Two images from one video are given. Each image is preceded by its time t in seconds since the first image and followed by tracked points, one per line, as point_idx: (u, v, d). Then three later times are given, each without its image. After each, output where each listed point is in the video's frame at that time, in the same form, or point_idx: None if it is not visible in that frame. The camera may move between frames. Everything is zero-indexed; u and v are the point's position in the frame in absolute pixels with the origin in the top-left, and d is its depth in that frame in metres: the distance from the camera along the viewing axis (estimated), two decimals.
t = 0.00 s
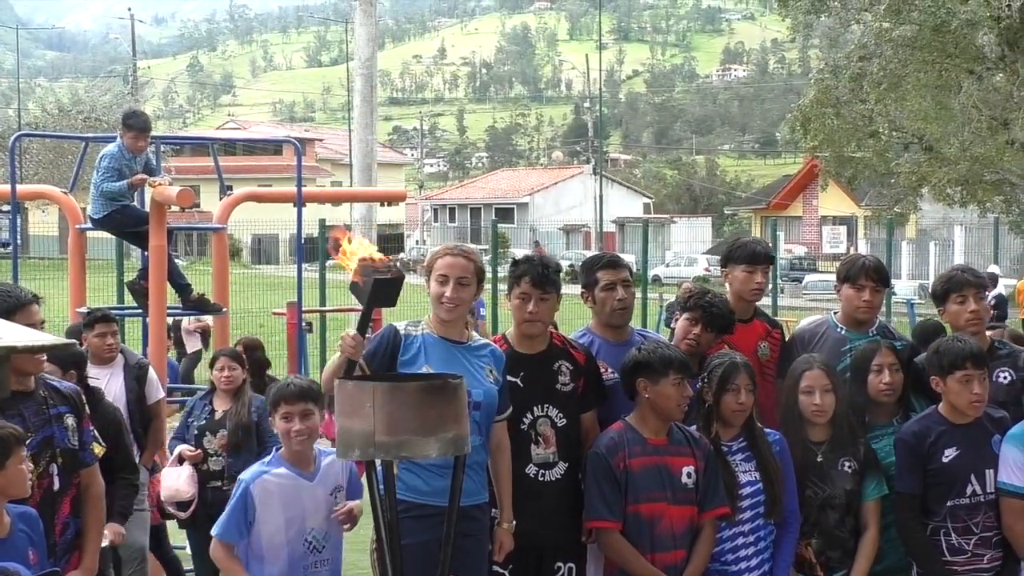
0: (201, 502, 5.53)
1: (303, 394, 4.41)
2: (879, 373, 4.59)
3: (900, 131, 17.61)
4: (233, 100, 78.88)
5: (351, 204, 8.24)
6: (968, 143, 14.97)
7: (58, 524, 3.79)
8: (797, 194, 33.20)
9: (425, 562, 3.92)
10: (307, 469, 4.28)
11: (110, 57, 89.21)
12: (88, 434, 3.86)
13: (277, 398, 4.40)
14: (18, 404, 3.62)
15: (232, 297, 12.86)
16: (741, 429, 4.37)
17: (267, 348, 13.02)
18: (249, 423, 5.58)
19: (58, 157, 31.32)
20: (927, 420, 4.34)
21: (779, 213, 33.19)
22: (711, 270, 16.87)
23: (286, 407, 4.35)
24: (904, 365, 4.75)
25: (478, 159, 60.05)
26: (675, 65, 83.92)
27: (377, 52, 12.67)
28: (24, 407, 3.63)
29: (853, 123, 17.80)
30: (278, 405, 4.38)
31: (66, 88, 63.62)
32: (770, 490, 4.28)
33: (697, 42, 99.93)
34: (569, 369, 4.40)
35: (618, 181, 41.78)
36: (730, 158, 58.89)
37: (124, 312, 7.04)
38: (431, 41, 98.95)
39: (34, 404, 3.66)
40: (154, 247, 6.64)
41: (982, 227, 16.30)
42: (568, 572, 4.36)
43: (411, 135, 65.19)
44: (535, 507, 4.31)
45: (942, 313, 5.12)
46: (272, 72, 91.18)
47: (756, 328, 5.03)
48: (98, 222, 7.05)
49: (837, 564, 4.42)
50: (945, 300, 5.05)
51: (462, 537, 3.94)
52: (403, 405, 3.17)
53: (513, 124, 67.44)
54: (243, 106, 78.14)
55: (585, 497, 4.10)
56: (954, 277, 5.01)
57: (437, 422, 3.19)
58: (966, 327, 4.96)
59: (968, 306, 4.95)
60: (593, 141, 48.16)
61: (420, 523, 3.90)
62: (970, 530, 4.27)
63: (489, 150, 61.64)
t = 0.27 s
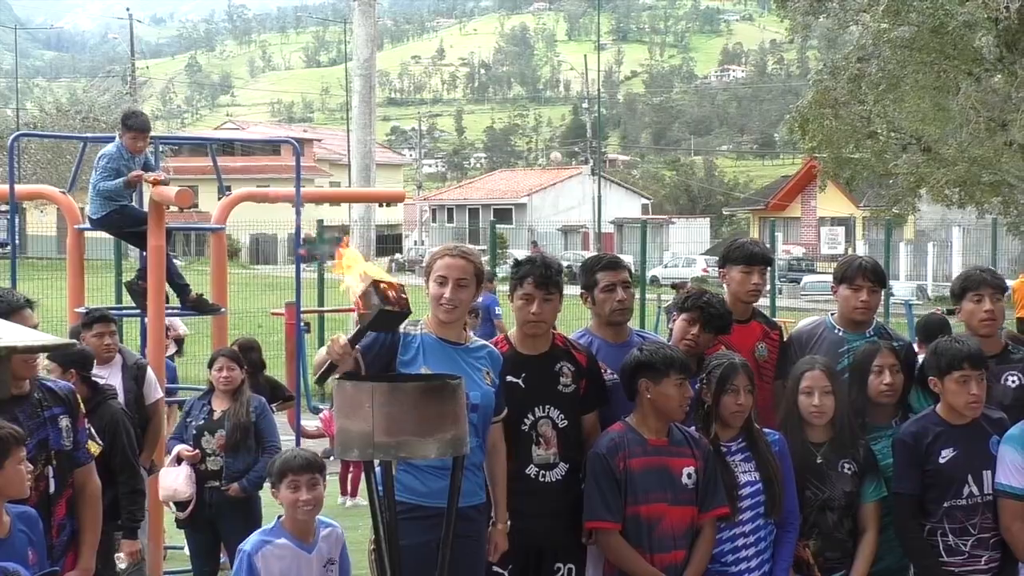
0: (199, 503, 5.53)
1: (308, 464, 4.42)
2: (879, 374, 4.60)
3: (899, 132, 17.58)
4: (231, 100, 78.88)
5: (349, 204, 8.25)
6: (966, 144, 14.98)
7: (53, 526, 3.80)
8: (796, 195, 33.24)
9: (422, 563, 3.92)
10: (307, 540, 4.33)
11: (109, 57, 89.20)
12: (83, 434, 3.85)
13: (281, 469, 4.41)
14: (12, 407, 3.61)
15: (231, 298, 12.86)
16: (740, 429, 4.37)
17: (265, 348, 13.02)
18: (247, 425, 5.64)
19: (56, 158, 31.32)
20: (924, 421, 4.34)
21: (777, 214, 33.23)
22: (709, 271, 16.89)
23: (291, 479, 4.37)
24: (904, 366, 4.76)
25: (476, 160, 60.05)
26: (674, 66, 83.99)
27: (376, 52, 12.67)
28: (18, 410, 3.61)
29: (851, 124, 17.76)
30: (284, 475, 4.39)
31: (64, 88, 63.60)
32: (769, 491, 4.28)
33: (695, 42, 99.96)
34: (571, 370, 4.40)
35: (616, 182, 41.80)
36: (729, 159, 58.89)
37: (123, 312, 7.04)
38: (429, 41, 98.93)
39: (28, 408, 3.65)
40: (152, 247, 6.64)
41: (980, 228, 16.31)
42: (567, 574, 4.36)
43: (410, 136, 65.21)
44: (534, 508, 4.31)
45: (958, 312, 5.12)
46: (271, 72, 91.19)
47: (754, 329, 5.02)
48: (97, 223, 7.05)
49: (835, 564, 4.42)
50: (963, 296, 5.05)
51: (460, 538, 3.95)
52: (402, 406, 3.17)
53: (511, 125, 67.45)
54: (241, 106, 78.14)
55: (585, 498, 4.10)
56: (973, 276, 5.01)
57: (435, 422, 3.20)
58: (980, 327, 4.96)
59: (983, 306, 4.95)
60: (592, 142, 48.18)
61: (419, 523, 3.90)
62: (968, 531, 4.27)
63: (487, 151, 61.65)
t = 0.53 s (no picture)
0: (198, 506, 5.54)
1: (302, 471, 4.32)
2: (878, 378, 4.62)
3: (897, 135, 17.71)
4: (230, 103, 78.91)
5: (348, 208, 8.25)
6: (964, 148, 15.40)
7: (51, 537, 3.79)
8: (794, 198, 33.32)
9: (421, 567, 3.92)
10: (301, 548, 4.16)
11: (108, 60, 89.23)
12: (83, 445, 3.84)
13: (276, 475, 4.29)
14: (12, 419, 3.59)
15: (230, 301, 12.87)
16: (741, 433, 4.38)
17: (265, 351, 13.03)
18: (246, 428, 5.62)
19: (54, 160, 31.29)
20: (921, 424, 4.35)
21: (776, 218, 33.30)
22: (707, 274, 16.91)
23: (285, 484, 4.25)
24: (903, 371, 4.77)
25: (474, 163, 60.05)
26: (672, 69, 84.13)
27: (375, 55, 12.69)
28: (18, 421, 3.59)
29: (850, 127, 17.78)
30: (278, 482, 4.27)
31: (63, 91, 63.59)
32: (769, 494, 4.29)
33: (693, 45, 99.94)
34: (573, 374, 4.41)
35: (614, 185, 41.84)
36: (727, 163, 58.93)
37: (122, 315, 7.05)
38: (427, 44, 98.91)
39: (28, 421, 3.63)
40: (151, 250, 6.65)
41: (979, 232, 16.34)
42: None
43: (408, 139, 65.27)
44: (535, 511, 4.31)
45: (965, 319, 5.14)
46: (269, 75, 91.23)
47: (752, 331, 5.00)
48: (97, 225, 7.06)
49: (834, 568, 4.45)
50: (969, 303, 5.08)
51: (460, 541, 3.95)
52: (403, 409, 3.17)
53: (510, 128, 67.51)
54: (240, 109, 78.12)
55: (588, 504, 4.10)
56: (982, 283, 5.05)
57: (436, 425, 3.20)
58: (986, 332, 4.96)
59: (991, 310, 4.97)
60: (590, 145, 48.22)
61: (419, 527, 3.91)
62: (967, 535, 4.28)
63: (485, 154, 61.69)
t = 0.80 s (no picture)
0: (201, 503, 5.55)
1: (295, 412, 4.41)
2: (882, 377, 4.64)
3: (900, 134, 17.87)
4: (233, 100, 78.91)
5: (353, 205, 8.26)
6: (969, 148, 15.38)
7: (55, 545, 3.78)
8: (797, 197, 33.30)
9: (425, 564, 3.94)
10: (298, 485, 4.29)
11: (111, 57, 89.24)
12: (89, 453, 3.82)
13: (269, 415, 4.36)
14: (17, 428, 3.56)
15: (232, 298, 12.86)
16: (745, 432, 4.38)
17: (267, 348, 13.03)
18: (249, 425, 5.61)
19: (58, 157, 31.34)
20: (924, 422, 4.36)
21: (779, 216, 33.27)
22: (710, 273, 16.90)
23: (279, 424, 4.33)
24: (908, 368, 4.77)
25: (477, 161, 60.03)
26: (676, 67, 84.08)
27: (379, 53, 12.69)
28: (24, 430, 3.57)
29: (853, 127, 17.83)
30: (272, 421, 4.36)
31: (66, 88, 63.65)
32: (774, 493, 4.30)
33: (697, 44, 99.83)
34: (579, 372, 4.42)
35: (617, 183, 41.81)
36: (730, 161, 58.87)
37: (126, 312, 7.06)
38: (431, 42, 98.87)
39: (33, 431, 3.62)
40: (156, 246, 6.67)
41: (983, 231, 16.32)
42: None
43: (411, 136, 65.26)
44: (539, 509, 4.32)
45: (951, 315, 5.13)
46: (272, 72, 91.21)
47: (757, 330, 5.02)
48: (101, 222, 7.07)
49: (838, 567, 4.44)
50: (955, 301, 5.06)
51: (463, 539, 3.97)
52: (407, 407, 3.17)
53: (513, 126, 67.49)
54: (243, 107, 78.13)
55: (595, 503, 4.10)
56: (969, 279, 5.02)
57: (440, 422, 3.20)
58: (975, 330, 4.97)
59: (980, 308, 4.95)
60: (593, 144, 48.17)
61: (423, 525, 3.94)
62: (970, 533, 4.28)
63: (488, 152, 61.66)
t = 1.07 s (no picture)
0: (205, 494, 5.57)
1: (311, 341, 4.28)
2: (884, 368, 4.65)
3: (903, 126, 17.87)
4: (235, 92, 78.87)
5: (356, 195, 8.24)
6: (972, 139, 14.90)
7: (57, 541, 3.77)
8: (800, 188, 33.29)
9: (429, 555, 3.97)
10: (308, 417, 4.20)
11: (114, 48, 89.12)
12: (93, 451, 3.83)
13: (285, 343, 4.24)
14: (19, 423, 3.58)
15: (235, 289, 12.87)
16: (749, 423, 4.39)
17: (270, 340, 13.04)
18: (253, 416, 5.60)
19: (62, 148, 31.36)
20: (925, 413, 4.36)
21: (782, 208, 33.25)
22: (714, 265, 16.89)
23: (294, 353, 4.20)
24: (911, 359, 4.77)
25: (480, 153, 59.98)
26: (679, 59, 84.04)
27: (382, 44, 12.68)
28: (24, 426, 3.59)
29: (857, 118, 17.81)
30: (288, 349, 4.23)
31: (69, 79, 63.64)
32: (778, 485, 4.30)
33: (701, 36, 99.61)
34: (584, 363, 4.42)
35: (621, 175, 41.78)
36: (734, 153, 58.78)
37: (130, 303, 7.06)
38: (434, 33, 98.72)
39: (36, 425, 3.63)
40: (159, 237, 6.66)
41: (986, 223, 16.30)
42: (576, 566, 4.40)
43: (415, 128, 65.21)
44: (544, 500, 4.33)
45: (949, 307, 5.14)
46: (275, 64, 91.11)
47: (762, 321, 5.06)
48: (104, 213, 7.07)
49: (843, 558, 4.45)
50: (954, 292, 5.07)
51: (466, 529, 3.99)
52: (412, 398, 3.19)
53: (516, 118, 67.41)
54: (246, 98, 78.08)
55: (600, 495, 4.12)
56: (966, 271, 5.03)
57: (445, 413, 3.21)
58: (972, 321, 4.97)
59: (976, 301, 4.97)
60: (597, 135, 48.11)
61: (427, 516, 3.96)
62: (971, 523, 4.29)
63: (492, 143, 61.61)
